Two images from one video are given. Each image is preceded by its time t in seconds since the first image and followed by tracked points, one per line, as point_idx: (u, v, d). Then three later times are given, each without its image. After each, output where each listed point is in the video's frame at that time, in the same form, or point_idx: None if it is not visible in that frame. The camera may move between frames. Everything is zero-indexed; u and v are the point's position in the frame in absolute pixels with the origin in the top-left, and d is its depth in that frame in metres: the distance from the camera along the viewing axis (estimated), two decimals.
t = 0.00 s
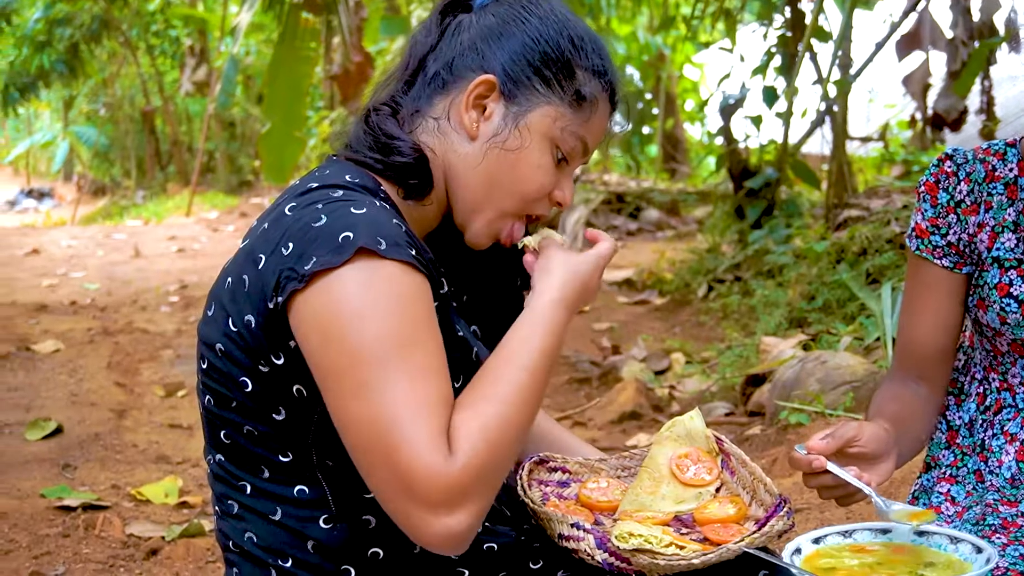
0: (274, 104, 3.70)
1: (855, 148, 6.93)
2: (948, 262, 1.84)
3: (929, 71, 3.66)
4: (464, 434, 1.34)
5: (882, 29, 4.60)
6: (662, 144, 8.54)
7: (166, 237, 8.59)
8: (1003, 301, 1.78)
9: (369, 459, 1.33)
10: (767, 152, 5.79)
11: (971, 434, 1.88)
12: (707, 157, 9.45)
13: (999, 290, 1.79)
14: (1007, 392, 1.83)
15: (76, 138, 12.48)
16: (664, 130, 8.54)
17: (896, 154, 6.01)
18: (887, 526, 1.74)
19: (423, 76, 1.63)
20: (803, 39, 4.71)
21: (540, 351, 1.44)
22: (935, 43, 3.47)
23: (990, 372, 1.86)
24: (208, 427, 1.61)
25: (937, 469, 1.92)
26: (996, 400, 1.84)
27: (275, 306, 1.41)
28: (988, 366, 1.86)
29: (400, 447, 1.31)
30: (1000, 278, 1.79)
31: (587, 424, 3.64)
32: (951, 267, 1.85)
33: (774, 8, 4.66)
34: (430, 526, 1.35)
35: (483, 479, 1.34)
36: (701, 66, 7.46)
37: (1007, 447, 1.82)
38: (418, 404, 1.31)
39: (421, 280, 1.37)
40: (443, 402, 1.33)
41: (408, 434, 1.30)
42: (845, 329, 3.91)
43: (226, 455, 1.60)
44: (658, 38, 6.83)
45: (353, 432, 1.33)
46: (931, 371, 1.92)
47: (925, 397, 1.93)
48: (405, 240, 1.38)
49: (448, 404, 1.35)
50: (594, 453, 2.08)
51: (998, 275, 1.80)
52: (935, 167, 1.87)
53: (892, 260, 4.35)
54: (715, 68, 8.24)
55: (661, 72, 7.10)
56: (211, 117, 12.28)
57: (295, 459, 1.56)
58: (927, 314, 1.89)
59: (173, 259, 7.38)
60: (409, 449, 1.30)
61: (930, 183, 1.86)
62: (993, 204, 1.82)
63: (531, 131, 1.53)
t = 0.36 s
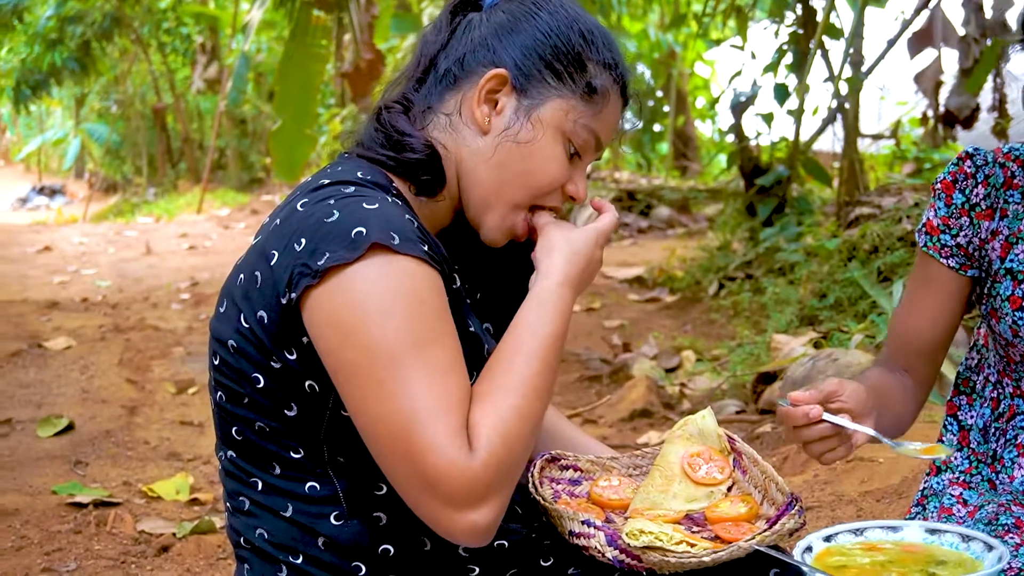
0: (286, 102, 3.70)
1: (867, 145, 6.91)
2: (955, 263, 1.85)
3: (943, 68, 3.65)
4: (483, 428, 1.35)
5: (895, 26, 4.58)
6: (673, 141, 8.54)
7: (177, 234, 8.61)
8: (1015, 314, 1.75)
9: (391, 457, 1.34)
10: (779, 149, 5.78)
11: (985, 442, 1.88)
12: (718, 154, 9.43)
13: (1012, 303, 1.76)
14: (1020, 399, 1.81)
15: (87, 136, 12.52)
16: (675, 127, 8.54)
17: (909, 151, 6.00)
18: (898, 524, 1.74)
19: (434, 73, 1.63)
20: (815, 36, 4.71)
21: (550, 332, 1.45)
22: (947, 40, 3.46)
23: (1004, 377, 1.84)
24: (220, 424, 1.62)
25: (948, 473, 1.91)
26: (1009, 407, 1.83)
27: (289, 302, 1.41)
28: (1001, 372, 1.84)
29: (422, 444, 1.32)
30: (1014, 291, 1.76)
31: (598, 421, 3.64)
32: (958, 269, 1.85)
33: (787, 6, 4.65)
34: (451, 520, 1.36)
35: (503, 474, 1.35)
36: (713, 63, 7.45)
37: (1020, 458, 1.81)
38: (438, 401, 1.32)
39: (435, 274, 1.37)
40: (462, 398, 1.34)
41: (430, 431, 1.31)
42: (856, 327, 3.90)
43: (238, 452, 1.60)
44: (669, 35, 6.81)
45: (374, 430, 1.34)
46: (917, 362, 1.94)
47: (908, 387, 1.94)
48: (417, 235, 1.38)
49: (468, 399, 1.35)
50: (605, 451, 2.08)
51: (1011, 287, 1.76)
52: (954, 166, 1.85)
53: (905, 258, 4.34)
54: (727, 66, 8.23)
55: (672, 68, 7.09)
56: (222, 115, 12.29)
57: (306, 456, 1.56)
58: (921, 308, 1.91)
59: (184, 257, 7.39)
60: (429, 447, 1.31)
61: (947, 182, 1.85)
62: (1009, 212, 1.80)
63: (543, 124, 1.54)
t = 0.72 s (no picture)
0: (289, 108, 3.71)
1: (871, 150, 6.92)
2: (937, 300, 1.84)
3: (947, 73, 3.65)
4: (456, 457, 1.33)
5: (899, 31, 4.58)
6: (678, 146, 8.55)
7: (181, 239, 8.62)
8: (1001, 356, 1.76)
9: (361, 465, 1.34)
10: (783, 154, 5.78)
11: (984, 459, 1.86)
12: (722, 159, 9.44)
13: (997, 345, 1.76)
14: (1015, 422, 1.81)
15: (92, 140, 12.52)
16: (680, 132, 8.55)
17: (913, 156, 6.00)
18: (902, 530, 1.75)
19: (442, 75, 1.64)
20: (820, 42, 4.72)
21: (564, 393, 1.41)
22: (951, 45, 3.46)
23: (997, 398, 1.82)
24: (226, 428, 1.62)
25: (948, 484, 1.91)
26: (1004, 429, 1.83)
27: (294, 305, 1.41)
28: (995, 391, 1.82)
29: (390, 460, 1.31)
30: (997, 333, 1.76)
31: (601, 427, 3.64)
32: (939, 305, 1.85)
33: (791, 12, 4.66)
34: (402, 538, 1.34)
35: (466, 507, 1.34)
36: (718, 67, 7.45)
37: (1019, 476, 1.82)
38: (415, 420, 1.31)
39: (437, 286, 1.36)
40: (441, 421, 1.33)
41: (400, 449, 1.30)
42: (860, 333, 3.90)
43: (244, 456, 1.60)
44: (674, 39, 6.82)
45: (349, 436, 1.33)
46: (897, 392, 1.93)
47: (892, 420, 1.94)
48: (424, 241, 1.38)
49: (447, 423, 1.34)
50: (609, 456, 2.09)
51: (994, 330, 1.77)
52: (932, 205, 1.85)
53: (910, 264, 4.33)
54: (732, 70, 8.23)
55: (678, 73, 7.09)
56: (226, 119, 12.31)
57: (313, 460, 1.56)
58: (897, 344, 1.90)
59: (188, 262, 7.40)
60: (398, 463, 1.30)
61: (926, 220, 1.86)
62: (989, 252, 1.79)
63: (548, 123, 1.53)
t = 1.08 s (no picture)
0: (293, 107, 3.73)
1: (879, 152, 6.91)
2: (932, 327, 1.90)
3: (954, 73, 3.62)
4: (446, 490, 1.36)
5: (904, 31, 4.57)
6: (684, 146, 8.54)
7: (181, 241, 8.62)
8: (1000, 387, 1.80)
9: (348, 477, 1.35)
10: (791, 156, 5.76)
11: (989, 469, 1.89)
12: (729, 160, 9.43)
13: (997, 376, 1.80)
14: (1018, 442, 1.83)
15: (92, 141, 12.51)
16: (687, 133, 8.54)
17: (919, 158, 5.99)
18: (909, 535, 1.73)
19: (445, 74, 1.61)
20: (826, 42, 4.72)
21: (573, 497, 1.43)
22: (957, 45, 3.43)
23: (1000, 417, 1.84)
24: (228, 432, 1.60)
25: (953, 490, 1.95)
26: (1007, 446, 1.85)
27: (296, 310, 1.39)
28: (998, 411, 1.84)
29: (377, 479, 1.32)
30: (996, 364, 1.80)
31: (606, 431, 3.62)
32: (935, 331, 1.90)
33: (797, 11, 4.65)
34: (380, 553, 1.36)
35: (449, 537, 1.36)
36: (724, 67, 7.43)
37: None
38: (406, 440, 1.32)
39: (437, 300, 1.35)
40: (432, 443, 1.34)
41: (388, 469, 1.32)
42: (867, 336, 3.89)
43: (246, 461, 1.59)
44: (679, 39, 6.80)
45: (339, 447, 1.34)
46: (888, 414, 1.98)
47: (879, 439, 1.98)
48: (430, 250, 1.38)
49: (437, 445, 1.35)
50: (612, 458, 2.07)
51: (994, 361, 1.80)
52: (928, 234, 1.88)
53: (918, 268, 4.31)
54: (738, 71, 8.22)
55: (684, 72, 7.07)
56: (228, 121, 12.29)
57: (315, 465, 1.54)
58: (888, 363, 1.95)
59: (188, 264, 7.38)
60: (384, 482, 1.32)
61: (922, 247, 1.89)
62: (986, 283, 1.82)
63: (558, 122, 1.52)
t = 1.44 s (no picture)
0: (286, 100, 3.58)
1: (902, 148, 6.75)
2: (967, 348, 1.79)
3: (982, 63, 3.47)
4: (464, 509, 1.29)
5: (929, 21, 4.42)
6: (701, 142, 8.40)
7: (171, 242, 8.49)
8: None
9: (360, 498, 1.27)
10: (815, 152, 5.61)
11: None
12: (747, 158, 9.29)
13: None
14: None
15: (74, 137, 12.34)
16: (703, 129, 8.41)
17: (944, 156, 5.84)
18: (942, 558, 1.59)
19: (455, 67, 1.50)
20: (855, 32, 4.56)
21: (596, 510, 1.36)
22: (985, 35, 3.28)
23: None
24: (219, 445, 1.50)
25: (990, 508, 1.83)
26: None
27: (297, 319, 1.29)
28: None
29: (391, 500, 1.25)
30: None
31: (620, 445, 3.50)
32: (970, 352, 1.80)
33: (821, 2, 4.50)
34: None
35: (469, 557, 1.30)
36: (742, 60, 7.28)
37: None
38: (421, 459, 1.25)
39: (448, 309, 1.26)
40: (448, 461, 1.26)
41: (404, 490, 1.25)
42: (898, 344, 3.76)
43: (239, 476, 1.49)
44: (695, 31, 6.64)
45: (350, 467, 1.27)
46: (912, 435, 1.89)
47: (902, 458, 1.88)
48: (442, 257, 1.29)
49: (454, 462, 1.28)
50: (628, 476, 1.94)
51: None
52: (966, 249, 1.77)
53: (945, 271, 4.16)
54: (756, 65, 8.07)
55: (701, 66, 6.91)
56: (219, 116, 12.08)
57: (313, 482, 1.44)
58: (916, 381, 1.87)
59: (177, 266, 7.25)
60: (400, 503, 1.25)
61: (959, 263, 1.78)
62: None
63: (574, 119, 1.41)
